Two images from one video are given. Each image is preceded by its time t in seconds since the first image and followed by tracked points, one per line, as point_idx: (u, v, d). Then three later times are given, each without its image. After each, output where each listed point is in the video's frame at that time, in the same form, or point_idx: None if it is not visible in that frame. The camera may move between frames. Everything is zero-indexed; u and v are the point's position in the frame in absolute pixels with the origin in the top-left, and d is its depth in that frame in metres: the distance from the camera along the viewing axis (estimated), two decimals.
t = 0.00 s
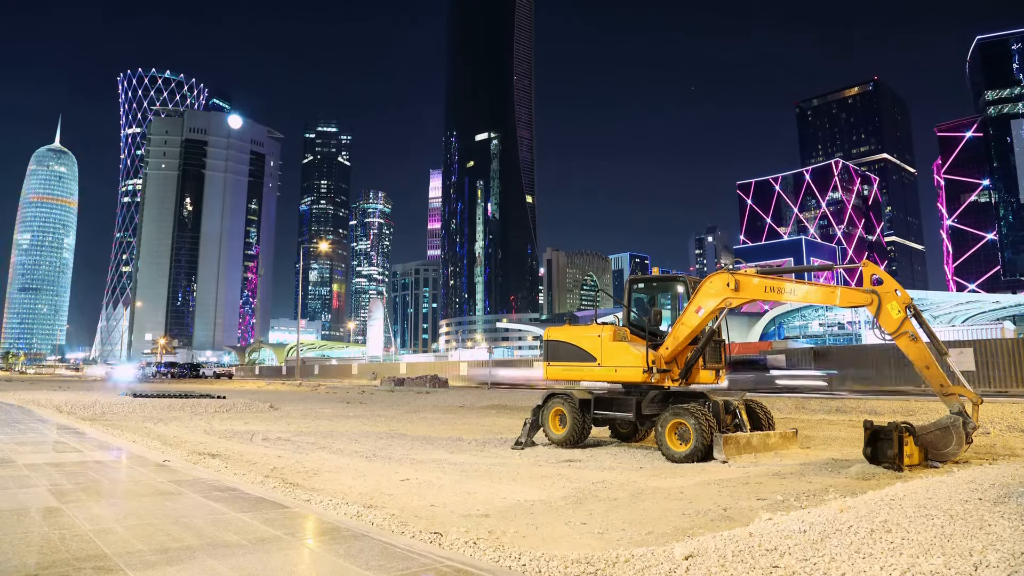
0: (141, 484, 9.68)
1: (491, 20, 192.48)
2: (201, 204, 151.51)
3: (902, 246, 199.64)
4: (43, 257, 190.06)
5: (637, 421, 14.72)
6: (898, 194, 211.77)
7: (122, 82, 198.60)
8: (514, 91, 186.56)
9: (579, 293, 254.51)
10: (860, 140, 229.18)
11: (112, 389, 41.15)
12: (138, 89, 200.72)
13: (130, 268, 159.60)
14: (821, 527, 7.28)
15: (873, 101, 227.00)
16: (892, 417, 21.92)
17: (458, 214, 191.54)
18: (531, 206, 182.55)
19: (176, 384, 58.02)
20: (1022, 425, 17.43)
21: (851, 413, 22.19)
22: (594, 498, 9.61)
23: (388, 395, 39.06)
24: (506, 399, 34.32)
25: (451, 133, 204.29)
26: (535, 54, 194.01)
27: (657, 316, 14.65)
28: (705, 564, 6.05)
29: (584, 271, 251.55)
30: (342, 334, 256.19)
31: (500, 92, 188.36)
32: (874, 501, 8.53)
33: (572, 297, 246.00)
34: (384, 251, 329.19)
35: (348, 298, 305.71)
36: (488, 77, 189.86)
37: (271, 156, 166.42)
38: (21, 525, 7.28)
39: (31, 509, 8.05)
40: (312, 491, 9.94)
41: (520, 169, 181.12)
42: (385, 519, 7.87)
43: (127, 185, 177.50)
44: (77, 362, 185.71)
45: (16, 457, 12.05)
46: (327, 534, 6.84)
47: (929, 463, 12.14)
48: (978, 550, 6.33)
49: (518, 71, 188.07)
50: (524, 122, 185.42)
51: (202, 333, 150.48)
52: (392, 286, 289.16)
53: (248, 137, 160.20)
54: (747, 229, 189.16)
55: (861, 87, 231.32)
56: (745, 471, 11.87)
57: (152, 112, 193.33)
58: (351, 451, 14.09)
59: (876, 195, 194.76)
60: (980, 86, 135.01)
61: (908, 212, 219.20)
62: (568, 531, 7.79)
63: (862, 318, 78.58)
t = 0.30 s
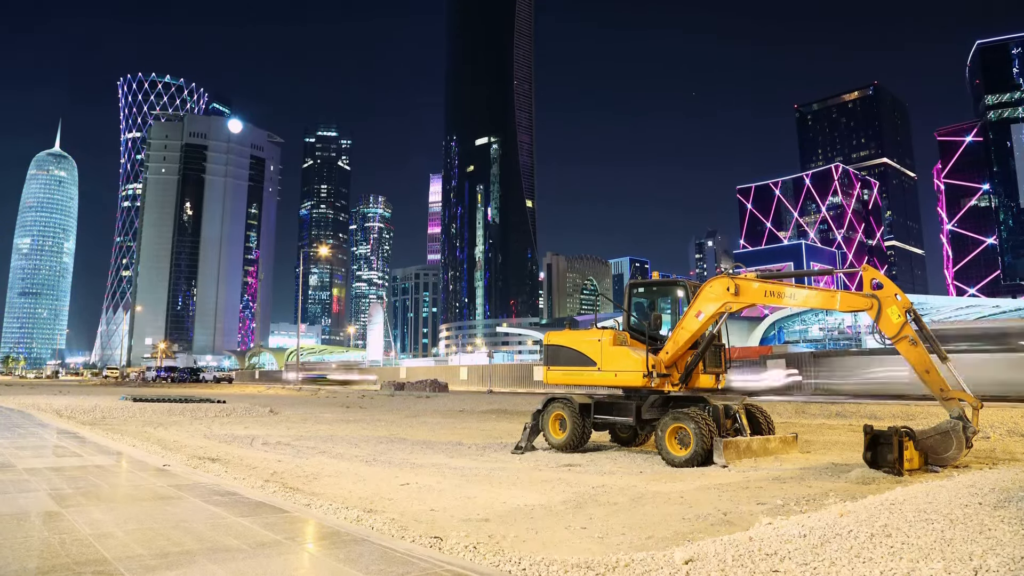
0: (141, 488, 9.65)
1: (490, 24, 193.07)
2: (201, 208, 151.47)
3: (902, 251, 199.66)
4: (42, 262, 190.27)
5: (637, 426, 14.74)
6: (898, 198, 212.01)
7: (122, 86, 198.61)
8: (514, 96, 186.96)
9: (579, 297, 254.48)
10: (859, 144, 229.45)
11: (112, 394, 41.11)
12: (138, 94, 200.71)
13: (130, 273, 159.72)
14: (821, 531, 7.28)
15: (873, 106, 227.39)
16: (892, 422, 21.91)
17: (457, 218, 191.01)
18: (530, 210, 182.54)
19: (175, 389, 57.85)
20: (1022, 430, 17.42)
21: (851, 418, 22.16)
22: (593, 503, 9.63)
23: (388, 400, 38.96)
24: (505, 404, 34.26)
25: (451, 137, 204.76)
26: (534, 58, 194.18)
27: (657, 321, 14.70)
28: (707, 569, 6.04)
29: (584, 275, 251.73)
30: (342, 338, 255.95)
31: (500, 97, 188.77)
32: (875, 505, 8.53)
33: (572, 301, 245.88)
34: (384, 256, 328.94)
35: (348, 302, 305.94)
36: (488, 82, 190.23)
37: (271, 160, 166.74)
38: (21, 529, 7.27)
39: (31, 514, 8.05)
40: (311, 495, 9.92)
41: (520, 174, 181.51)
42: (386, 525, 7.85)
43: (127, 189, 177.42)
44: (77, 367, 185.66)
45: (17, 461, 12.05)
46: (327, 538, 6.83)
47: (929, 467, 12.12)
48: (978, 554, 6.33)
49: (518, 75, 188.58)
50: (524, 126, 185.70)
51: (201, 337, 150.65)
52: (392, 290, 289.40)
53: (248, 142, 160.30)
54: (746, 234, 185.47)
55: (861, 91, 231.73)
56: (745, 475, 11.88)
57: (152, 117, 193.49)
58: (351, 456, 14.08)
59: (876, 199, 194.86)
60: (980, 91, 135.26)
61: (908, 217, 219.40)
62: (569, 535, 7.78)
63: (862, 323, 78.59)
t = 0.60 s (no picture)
0: (140, 493, 9.66)
1: (491, 29, 193.63)
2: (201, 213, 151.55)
3: (902, 255, 199.62)
4: (42, 266, 190.31)
5: (637, 431, 14.73)
6: (898, 203, 212.30)
7: (122, 91, 198.89)
8: (514, 100, 187.33)
9: (579, 301, 254.62)
10: (859, 149, 229.82)
11: (112, 398, 41.14)
12: (138, 98, 200.94)
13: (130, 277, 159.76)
14: (822, 535, 7.28)
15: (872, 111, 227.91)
16: (892, 427, 21.89)
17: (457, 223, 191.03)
18: (531, 215, 182.65)
19: (173, 393, 57.78)
20: (1022, 434, 17.40)
21: (851, 422, 22.17)
22: (594, 507, 9.61)
23: (387, 405, 38.83)
24: (505, 408, 34.23)
25: (451, 141, 205.05)
26: (535, 63, 194.59)
27: (657, 325, 14.70)
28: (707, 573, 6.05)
29: (584, 279, 251.88)
30: (342, 342, 255.47)
31: (500, 102, 189.15)
32: (875, 510, 8.53)
33: (572, 306, 245.96)
34: (384, 260, 328.93)
35: (348, 307, 305.78)
36: (488, 86, 190.57)
37: (271, 165, 166.90)
38: (20, 534, 7.27)
39: (31, 519, 8.03)
40: (312, 500, 9.93)
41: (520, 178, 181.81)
42: (385, 529, 7.87)
43: (127, 194, 177.49)
44: (77, 371, 185.47)
45: (16, 465, 12.05)
46: (327, 543, 6.84)
47: (929, 471, 12.11)
48: (979, 559, 6.33)
49: (518, 80, 188.97)
50: (524, 131, 186.15)
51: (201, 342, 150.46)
52: (392, 294, 289.17)
53: (248, 146, 160.43)
54: (747, 238, 187.34)
55: (860, 96, 232.26)
56: (745, 480, 11.88)
57: (152, 121, 193.80)
58: (350, 460, 14.07)
59: (876, 204, 194.94)
60: (980, 95, 135.42)
61: (908, 221, 219.56)
62: (568, 539, 7.80)
63: (863, 328, 78.51)
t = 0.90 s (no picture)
0: (140, 498, 9.65)
1: (491, 33, 193.98)
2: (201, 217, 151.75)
3: (902, 260, 199.84)
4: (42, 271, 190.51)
5: (637, 435, 14.72)
6: (898, 207, 212.45)
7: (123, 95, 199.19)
8: (514, 105, 187.61)
9: (579, 306, 254.88)
10: (859, 153, 230.03)
11: (111, 403, 41.08)
12: (138, 103, 201.20)
13: (131, 282, 159.93)
14: (821, 540, 7.29)
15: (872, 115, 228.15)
16: (891, 431, 21.92)
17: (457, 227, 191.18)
18: (530, 219, 182.66)
19: (172, 398, 57.86)
20: (1023, 439, 17.35)
21: (851, 426, 22.19)
22: (594, 512, 9.60)
23: (387, 409, 38.79)
24: (505, 412, 34.20)
25: (451, 146, 205.33)
26: (534, 67, 194.73)
27: (657, 330, 14.69)
28: None
29: (584, 284, 252.01)
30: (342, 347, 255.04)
31: (500, 106, 189.51)
32: (875, 515, 8.52)
33: (572, 310, 246.29)
34: (384, 264, 328.85)
35: (348, 311, 305.77)
36: (488, 90, 190.79)
37: (271, 169, 167.06)
38: (20, 539, 7.28)
39: (32, 523, 8.04)
40: (312, 504, 9.92)
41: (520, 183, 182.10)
42: (385, 533, 7.88)
43: (127, 198, 177.61)
44: (77, 376, 185.51)
45: (17, 470, 12.07)
46: (327, 548, 6.83)
47: (929, 475, 12.10)
48: (977, 564, 6.33)
49: (518, 84, 189.16)
50: (524, 135, 186.35)
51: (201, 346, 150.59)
52: (392, 299, 289.16)
53: (248, 150, 160.66)
54: (747, 242, 188.43)
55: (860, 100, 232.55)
56: (745, 484, 11.88)
57: (152, 125, 194.09)
58: (350, 464, 14.07)
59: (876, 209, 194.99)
60: (980, 99, 135.64)
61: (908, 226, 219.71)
62: (568, 544, 7.80)
63: (863, 332, 78.51)
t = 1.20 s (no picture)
0: (141, 501, 9.67)
1: (490, 37, 194.45)
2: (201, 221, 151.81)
3: (902, 264, 199.85)
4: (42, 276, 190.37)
5: (637, 440, 14.71)
6: (898, 212, 212.63)
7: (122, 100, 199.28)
8: (514, 110, 187.82)
9: (579, 310, 254.79)
10: (859, 158, 230.27)
11: (111, 408, 40.95)
12: (138, 107, 201.25)
13: (131, 286, 159.97)
14: (821, 545, 7.29)
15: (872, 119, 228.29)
16: (892, 436, 21.88)
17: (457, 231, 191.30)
18: (530, 224, 182.63)
19: (172, 402, 57.85)
20: (1022, 443, 17.34)
21: (851, 431, 22.16)
22: (593, 516, 9.61)
23: (387, 413, 38.75)
24: (505, 416, 34.16)
25: (451, 150, 205.53)
26: (534, 71, 194.79)
27: (657, 334, 14.72)
28: None
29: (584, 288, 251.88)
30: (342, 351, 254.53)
31: (500, 111, 189.73)
32: (875, 519, 8.53)
33: (572, 315, 246.12)
34: (384, 269, 328.65)
35: (348, 316, 305.66)
36: (488, 95, 190.87)
37: (271, 173, 167.12)
38: (20, 544, 7.26)
39: (31, 527, 8.04)
40: (312, 509, 9.93)
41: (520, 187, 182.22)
42: (386, 537, 7.88)
43: (127, 203, 177.65)
44: (77, 380, 185.34)
45: (17, 475, 12.06)
46: (327, 552, 6.84)
47: (929, 480, 12.10)
48: (978, 568, 6.32)
49: (518, 88, 189.34)
50: (524, 140, 186.52)
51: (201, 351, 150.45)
52: (392, 303, 289.20)
53: (248, 155, 160.59)
54: (747, 247, 186.22)
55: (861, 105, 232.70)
56: (744, 488, 11.88)
57: (152, 130, 194.33)
58: (351, 469, 14.10)
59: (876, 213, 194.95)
60: (980, 104, 135.65)
61: (908, 230, 219.81)
62: (568, 548, 7.80)
63: (863, 337, 78.46)
